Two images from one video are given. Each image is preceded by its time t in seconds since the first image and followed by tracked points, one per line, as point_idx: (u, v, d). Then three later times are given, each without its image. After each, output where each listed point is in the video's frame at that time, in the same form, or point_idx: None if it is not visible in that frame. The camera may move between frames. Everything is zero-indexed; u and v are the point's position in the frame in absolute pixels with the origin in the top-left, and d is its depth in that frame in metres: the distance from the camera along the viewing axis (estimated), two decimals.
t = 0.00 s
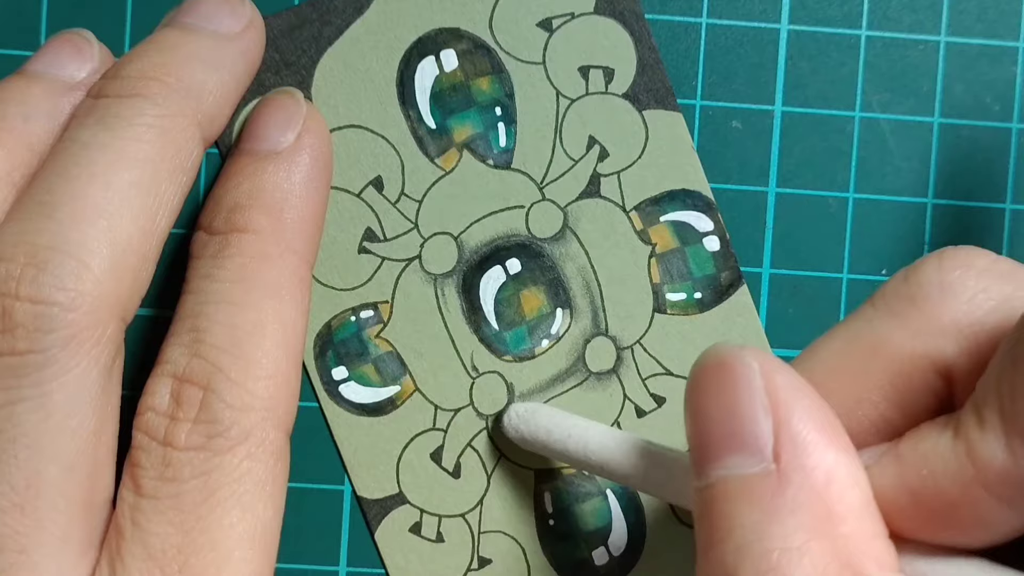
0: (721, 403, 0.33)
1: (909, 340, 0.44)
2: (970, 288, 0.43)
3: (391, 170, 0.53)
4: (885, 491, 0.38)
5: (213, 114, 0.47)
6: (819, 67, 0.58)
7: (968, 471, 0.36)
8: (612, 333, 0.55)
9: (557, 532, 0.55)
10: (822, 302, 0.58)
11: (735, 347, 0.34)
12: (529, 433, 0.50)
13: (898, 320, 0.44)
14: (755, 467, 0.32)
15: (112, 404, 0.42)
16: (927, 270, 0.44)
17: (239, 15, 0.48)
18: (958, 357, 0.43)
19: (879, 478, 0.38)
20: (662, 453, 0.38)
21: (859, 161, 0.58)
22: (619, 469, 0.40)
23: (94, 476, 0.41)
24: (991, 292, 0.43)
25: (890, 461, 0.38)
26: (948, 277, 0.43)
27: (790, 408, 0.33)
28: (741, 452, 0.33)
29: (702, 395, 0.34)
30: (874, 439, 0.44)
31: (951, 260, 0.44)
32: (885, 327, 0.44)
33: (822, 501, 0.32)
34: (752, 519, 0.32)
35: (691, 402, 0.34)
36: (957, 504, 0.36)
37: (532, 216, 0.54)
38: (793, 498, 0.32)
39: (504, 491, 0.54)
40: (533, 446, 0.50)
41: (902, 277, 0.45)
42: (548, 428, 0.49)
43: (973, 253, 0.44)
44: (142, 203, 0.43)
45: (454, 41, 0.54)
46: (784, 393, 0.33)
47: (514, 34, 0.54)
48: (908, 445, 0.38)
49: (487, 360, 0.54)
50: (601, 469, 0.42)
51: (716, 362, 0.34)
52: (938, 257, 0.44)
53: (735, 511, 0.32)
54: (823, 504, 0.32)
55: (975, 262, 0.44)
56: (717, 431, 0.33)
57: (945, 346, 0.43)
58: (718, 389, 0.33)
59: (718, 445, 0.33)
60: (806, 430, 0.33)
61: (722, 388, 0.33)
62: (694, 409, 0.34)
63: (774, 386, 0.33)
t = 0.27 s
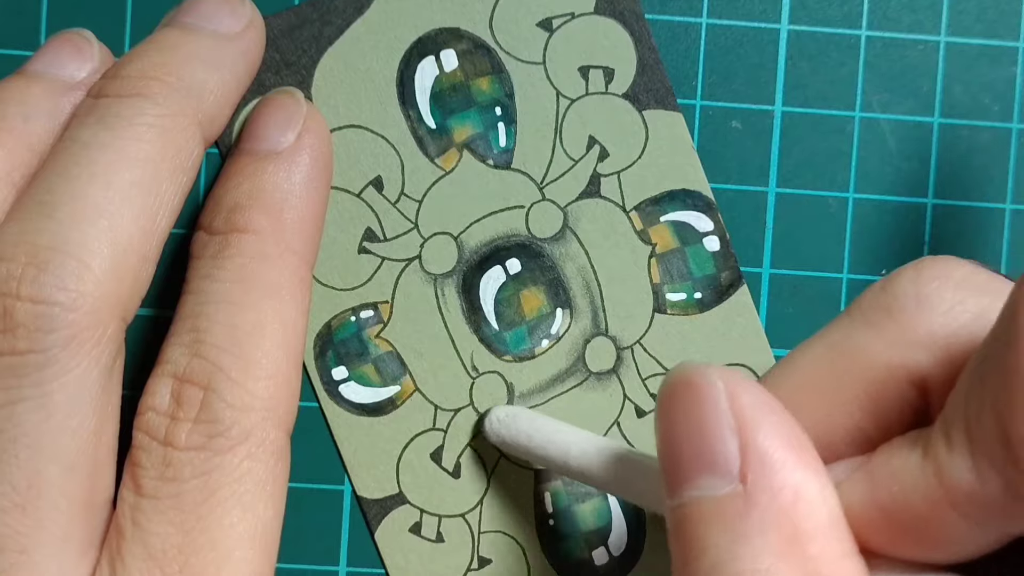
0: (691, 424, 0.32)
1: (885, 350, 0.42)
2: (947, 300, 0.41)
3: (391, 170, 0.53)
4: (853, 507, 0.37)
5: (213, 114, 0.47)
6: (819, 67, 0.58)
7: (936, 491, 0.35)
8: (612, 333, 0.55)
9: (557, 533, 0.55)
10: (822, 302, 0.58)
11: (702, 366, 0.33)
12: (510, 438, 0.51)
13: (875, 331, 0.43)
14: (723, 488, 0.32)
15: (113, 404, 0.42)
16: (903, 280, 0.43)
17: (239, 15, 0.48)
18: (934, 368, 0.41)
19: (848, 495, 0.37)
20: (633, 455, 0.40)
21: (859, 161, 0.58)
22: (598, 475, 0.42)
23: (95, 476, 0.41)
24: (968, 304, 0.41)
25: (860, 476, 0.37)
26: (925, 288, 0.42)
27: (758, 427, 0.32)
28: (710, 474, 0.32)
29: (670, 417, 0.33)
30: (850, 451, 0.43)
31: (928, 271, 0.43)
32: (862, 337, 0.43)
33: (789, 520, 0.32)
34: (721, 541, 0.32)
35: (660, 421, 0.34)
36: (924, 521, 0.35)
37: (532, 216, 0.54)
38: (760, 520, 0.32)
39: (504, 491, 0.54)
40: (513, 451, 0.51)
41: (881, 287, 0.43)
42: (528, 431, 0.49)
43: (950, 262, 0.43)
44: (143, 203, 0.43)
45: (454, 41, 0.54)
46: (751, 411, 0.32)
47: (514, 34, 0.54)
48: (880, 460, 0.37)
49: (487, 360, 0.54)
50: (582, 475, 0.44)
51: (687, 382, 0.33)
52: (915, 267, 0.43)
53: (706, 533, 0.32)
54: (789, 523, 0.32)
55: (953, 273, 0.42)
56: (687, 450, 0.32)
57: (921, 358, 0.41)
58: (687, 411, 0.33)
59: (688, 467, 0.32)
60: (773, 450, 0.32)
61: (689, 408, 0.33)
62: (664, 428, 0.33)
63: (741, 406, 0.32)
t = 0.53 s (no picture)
0: (682, 424, 0.33)
1: (876, 352, 0.42)
2: (936, 300, 0.42)
3: (391, 170, 0.53)
4: (841, 506, 0.35)
5: (213, 114, 0.47)
6: (819, 67, 0.58)
7: (926, 489, 0.33)
8: (612, 333, 0.55)
9: (557, 532, 0.55)
10: (823, 302, 0.58)
11: (692, 366, 0.34)
12: (501, 441, 0.51)
13: (867, 332, 0.42)
14: (713, 489, 0.32)
15: (113, 404, 0.42)
16: (895, 282, 0.43)
17: (239, 15, 0.48)
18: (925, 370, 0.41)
19: (838, 494, 0.35)
20: (625, 459, 0.40)
21: (859, 161, 0.58)
22: (590, 478, 0.42)
23: (95, 476, 0.41)
24: (958, 304, 0.41)
25: (852, 475, 0.35)
26: (916, 288, 0.42)
27: (746, 427, 0.32)
28: (700, 474, 0.32)
29: (663, 416, 0.33)
30: (841, 450, 0.42)
31: (919, 271, 0.43)
32: (853, 338, 0.43)
33: (779, 521, 0.31)
34: (711, 543, 0.31)
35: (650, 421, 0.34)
36: (915, 521, 0.33)
37: (532, 216, 0.54)
38: (749, 520, 0.31)
39: (504, 491, 0.54)
40: (506, 454, 0.51)
41: (871, 288, 0.43)
42: (520, 435, 0.49)
43: (942, 264, 0.43)
44: (143, 203, 0.43)
45: (454, 41, 0.54)
46: (739, 410, 0.32)
47: (514, 34, 0.54)
48: (870, 459, 0.35)
49: (487, 360, 0.54)
50: (574, 478, 0.44)
51: (678, 382, 0.33)
52: (906, 270, 0.43)
53: (698, 533, 0.32)
54: (779, 524, 0.31)
55: (943, 274, 0.42)
56: (678, 451, 0.33)
57: (913, 359, 0.41)
58: (676, 412, 0.33)
59: (680, 466, 0.32)
60: (762, 450, 0.32)
61: (679, 409, 0.33)
62: (654, 428, 0.33)
63: (729, 405, 0.32)
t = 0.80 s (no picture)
0: (684, 436, 0.32)
1: (875, 360, 0.42)
2: (935, 308, 0.41)
3: (391, 170, 0.53)
4: (840, 516, 0.35)
5: (213, 114, 0.47)
6: (819, 67, 0.58)
7: (920, 502, 0.33)
8: (612, 333, 0.55)
9: (557, 532, 0.55)
10: (823, 302, 0.58)
11: (693, 375, 0.33)
12: (501, 444, 0.51)
13: (863, 339, 0.42)
14: (715, 499, 0.32)
15: (113, 404, 0.42)
16: (892, 291, 0.43)
17: (240, 15, 0.48)
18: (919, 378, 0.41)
19: (837, 504, 0.35)
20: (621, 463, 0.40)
21: (859, 161, 0.58)
22: (589, 481, 0.42)
23: (95, 476, 0.41)
24: (956, 313, 0.41)
25: (851, 485, 0.35)
26: (913, 297, 0.42)
27: (748, 437, 0.31)
28: (700, 484, 0.32)
29: (664, 427, 0.33)
30: (840, 459, 0.42)
31: (916, 279, 0.43)
32: (852, 345, 0.43)
33: (781, 532, 0.31)
34: (712, 553, 0.31)
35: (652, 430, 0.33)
36: (911, 534, 0.33)
37: (532, 216, 0.54)
38: (751, 531, 0.31)
39: (504, 491, 0.54)
40: (506, 456, 0.51)
41: (869, 297, 0.43)
42: (521, 439, 0.49)
43: (941, 271, 0.43)
44: (143, 203, 0.43)
45: (454, 41, 0.54)
46: (741, 421, 0.32)
47: (514, 33, 0.54)
48: (869, 471, 0.35)
49: (487, 360, 0.54)
50: (573, 481, 0.44)
51: (681, 391, 0.32)
52: (904, 277, 0.43)
53: (698, 545, 0.32)
54: (781, 534, 0.31)
55: (941, 282, 0.42)
56: (680, 461, 0.32)
57: (911, 367, 0.41)
58: (677, 422, 0.32)
59: (683, 476, 0.32)
60: (763, 461, 0.31)
61: (681, 419, 0.32)
62: (656, 436, 0.33)
63: (731, 415, 0.32)
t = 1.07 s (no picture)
0: (653, 430, 0.30)
1: (859, 352, 0.42)
2: (919, 303, 0.41)
3: (392, 170, 0.53)
4: (819, 505, 0.34)
5: (214, 114, 0.47)
6: (819, 67, 0.58)
7: (902, 493, 0.32)
8: (612, 333, 0.55)
9: (557, 532, 0.55)
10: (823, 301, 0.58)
11: (659, 368, 0.31)
12: (483, 432, 0.51)
13: (849, 333, 0.42)
14: (688, 495, 0.30)
15: (113, 404, 0.42)
16: (877, 283, 0.43)
17: (240, 15, 0.48)
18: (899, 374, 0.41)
19: (815, 493, 0.34)
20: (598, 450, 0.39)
21: (859, 161, 0.58)
22: (568, 467, 0.41)
23: (95, 476, 0.41)
24: (939, 308, 0.41)
25: (830, 473, 0.34)
26: (898, 291, 0.42)
27: (718, 430, 0.30)
28: (676, 480, 0.30)
29: (631, 421, 0.31)
30: (820, 449, 0.42)
31: (902, 274, 0.43)
32: (835, 337, 0.42)
33: (757, 525, 0.30)
34: (689, 549, 0.30)
35: (620, 424, 0.32)
36: (891, 524, 0.32)
37: (532, 216, 0.54)
38: (726, 526, 0.30)
39: (504, 491, 0.55)
40: (486, 443, 0.51)
41: (852, 291, 0.43)
42: (499, 427, 0.49)
43: (924, 267, 0.43)
44: (143, 203, 0.43)
45: (454, 41, 0.54)
46: (712, 413, 0.30)
47: (514, 34, 0.54)
48: (849, 459, 0.34)
49: (487, 360, 0.54)
50: (553, 469, 0.43)
51: (649, 384, 0.31)
52: (889, 271, 0.43)
53: (676, 540, 0.30)
54: (757, 527, 0.30)
55: (925, 278, 0.42)
56: (651, 457, 0.31)
57: (894, 361, 0.41)
58: (645, 417, 0.31)
59: (655, 471, 0.31)
60: (735, 454, 0.30)
61: (647, 414, 0.31)
62: (625, 433, 0.31)
63: (701, 408, 0.30)
